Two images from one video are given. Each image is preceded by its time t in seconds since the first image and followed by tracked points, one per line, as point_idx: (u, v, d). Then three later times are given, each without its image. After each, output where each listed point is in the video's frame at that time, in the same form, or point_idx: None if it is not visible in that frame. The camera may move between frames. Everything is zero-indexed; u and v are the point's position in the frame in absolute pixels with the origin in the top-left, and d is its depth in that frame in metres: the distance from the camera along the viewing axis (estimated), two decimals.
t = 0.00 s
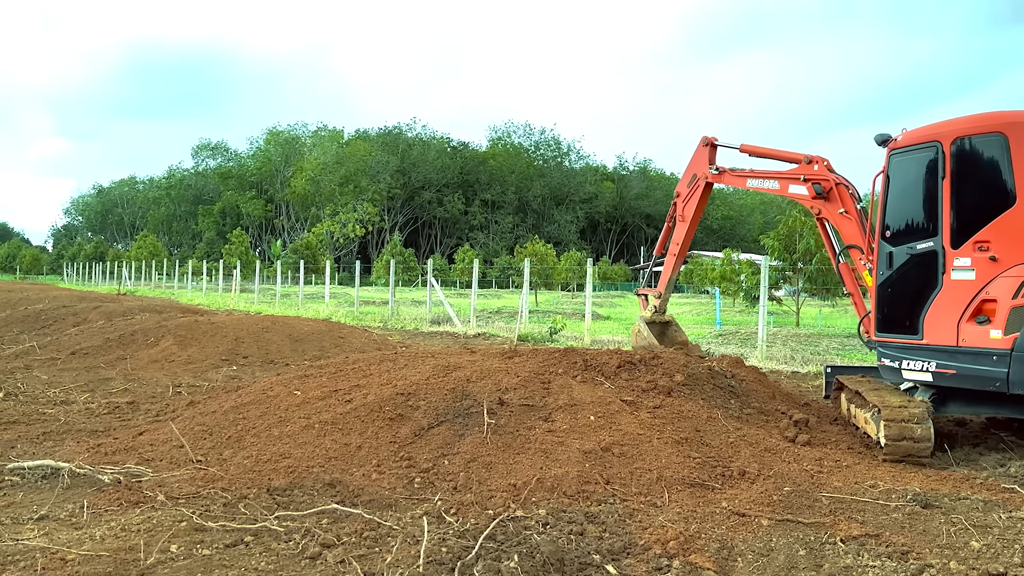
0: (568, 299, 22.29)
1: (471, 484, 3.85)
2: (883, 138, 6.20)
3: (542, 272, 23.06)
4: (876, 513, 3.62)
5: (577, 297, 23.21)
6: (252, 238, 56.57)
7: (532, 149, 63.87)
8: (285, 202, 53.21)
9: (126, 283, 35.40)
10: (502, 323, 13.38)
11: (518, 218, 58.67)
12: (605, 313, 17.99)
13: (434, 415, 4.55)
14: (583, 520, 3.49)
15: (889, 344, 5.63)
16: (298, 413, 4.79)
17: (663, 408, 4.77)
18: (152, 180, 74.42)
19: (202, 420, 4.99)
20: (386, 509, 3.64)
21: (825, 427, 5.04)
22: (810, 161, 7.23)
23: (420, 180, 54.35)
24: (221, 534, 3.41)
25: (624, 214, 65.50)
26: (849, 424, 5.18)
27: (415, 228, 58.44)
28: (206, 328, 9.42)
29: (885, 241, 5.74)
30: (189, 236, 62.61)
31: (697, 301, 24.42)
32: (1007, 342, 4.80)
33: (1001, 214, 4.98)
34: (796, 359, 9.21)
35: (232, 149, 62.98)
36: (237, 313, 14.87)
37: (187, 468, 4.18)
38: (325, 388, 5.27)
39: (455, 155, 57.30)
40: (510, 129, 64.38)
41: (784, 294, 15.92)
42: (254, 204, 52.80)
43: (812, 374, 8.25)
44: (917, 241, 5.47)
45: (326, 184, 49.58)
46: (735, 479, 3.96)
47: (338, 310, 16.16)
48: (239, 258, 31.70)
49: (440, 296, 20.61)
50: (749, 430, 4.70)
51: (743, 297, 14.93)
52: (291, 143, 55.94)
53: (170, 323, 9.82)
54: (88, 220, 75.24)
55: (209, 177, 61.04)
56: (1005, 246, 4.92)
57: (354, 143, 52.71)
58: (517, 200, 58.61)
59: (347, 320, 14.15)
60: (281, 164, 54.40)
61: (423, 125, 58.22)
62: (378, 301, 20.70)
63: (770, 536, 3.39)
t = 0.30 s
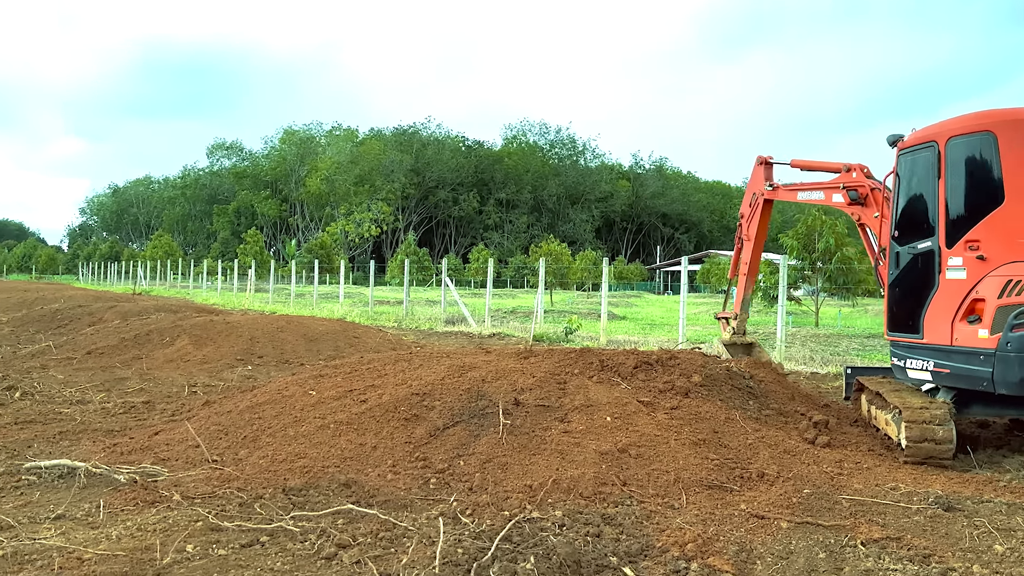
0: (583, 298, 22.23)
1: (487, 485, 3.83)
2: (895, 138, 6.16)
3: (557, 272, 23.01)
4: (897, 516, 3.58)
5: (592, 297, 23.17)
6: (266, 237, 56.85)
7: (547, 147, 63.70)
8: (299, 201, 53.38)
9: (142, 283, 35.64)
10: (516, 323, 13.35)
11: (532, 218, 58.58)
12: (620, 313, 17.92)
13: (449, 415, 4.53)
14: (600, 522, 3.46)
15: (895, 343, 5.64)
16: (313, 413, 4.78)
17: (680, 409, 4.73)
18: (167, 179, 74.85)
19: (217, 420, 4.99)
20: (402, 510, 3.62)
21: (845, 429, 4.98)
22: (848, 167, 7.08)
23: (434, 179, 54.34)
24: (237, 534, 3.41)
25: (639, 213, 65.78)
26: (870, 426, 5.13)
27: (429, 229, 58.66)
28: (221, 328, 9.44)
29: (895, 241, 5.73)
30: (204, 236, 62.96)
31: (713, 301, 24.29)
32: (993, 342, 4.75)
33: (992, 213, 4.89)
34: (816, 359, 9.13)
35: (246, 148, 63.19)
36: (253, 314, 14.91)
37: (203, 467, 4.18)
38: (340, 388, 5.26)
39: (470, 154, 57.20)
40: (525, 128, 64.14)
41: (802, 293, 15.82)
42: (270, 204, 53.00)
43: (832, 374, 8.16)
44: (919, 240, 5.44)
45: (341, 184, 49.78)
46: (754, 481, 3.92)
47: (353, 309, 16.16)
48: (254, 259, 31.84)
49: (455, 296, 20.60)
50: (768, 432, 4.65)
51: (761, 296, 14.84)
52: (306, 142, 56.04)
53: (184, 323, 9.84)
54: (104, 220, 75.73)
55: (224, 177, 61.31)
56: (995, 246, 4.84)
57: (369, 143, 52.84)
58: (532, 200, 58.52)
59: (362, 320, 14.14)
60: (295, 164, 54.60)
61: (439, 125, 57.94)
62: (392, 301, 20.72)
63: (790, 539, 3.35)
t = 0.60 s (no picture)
0: (598, 299, 22.18)
1: (502, 486, 3.81)
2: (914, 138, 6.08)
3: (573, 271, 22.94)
4: (918, 519, 3.53)
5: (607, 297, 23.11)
6: (281, 237, 57.11)
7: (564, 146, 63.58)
8: (314, 201, 53.58)
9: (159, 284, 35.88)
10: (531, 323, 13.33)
11: (548, 217, 58.50)
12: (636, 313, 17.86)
13: (464, 416, 4.51)
14: (616, 524, 3.43)
15: (910, 342, 5.64)
16: (328, 414, 4.77)
17: (698, 410, 4.69)
18: (182, 180, 75.35)
19: (232, 420, 4.99)
20: (417, 511, 3.61)
21: (865, 431, 4.92)
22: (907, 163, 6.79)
23: (449, 178, 54.41)
24: (253, 535, 3.40)
25: (655, 212, 65.95)
26: (891, 427, 5.08)
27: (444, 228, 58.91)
28: (235, 328, 9.45)
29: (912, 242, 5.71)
30: (219, 236, 63.31)
31: (730, 301, 24.12)
32: (980, 341, 4.73)
33: (986, 213, 4.83)
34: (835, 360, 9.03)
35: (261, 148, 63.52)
36: (270, 313, 14.96)
37: (218, 467, 4.18)
38: (355, 388, 5.25)
39: (485, 153, 57.23)
40: (541, 127, 64.01)
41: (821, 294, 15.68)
42: (285, 203, 53.26)
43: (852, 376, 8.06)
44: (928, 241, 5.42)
45: (357, 183, 49.95)
46: (773, 483, 3.87)
47: (368, 309, 16.15)
48: (269, 259, 31.97)
49: (469, 296, 20.60)
50: (787, 433, 4.60)
51: (780, 295, 14.73)
52: (323, 142, 56.32)
53: (200, 323, 9.87)
54: (118, 220, 76.18)
55: (239, 177, 61.64)
56: (987, 246, 4.79)
57: (383, 143, 52.96)
58: (547, 199, 58.38)
59: (377, 320, 14.16)
60: (309, 164, 54.72)
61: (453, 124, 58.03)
62: (406, 301, 20.73)
63: (810, 542, 3.31)
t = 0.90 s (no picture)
0: (615, 298, 22.14)
1: (518, 487, 3.79)
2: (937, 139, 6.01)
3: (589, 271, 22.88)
4: (940, 522, 3.49)
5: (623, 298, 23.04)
6: (296, 237, 57.30)
7: (580, 145, 63.43)
8: (330, 201, 53.73)
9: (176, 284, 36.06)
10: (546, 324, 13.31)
11: (564, 216, 58.38)
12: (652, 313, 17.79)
13: (480, 417, 4.49)
14: (634, 526, 3.40)
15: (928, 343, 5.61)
16: (344, 414, 4.76)
17: (716, 411, 4.65)
18: (197, 180, 75.76)
19: (248, 421, 4.98)
20: (433, 512, 3.58)
21: (886, 433, 4.86)
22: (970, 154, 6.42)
23: (463, 178, 54.48)
24: (268, 535, 3.39)
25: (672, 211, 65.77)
26: (912, 429, 5.02)
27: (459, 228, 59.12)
28: (251, 328, 9.46)
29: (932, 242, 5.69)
30: (234, 236, 63.61)
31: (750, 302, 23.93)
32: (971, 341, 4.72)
33: (982, 214, 4.81)
34: (856, 361, 8.90)
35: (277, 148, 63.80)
36: (288, 314, 15.00)
37: (234, 468, 4.17)
38: (370, 389, 5.23)
39: (500, 152, 57.23)
40: (558, 126, 63.84)
41: (841, 294, 15.51)
42: (301, 204, 53.46)
43: (873, 377, 7.94)
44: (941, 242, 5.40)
45: (372, 183, 50.09)
46: (793, 485, 3.83)
47: (383, 309, 16.17)
48: (284, 259, 32.07)
49: (485, 296, 20.60)
50: (807, 436, 4.55)
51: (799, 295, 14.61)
52: (339, 142, 56.51)
53: (216, 323, 9.89)
54: (134, 220, 76.70)
55: (255, 177, 61.94)
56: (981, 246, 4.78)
57: (398, 143, 53.06)
58: (564, 198, 58.18)
59: (391, 320, 14.18)
60: (325, 163, 54.93)
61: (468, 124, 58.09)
62: (421, 301, 20.75)
63: (830, 545, 3.27)
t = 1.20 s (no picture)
0: (631, 299, 22.11)
1: (535, 489, 3.76)
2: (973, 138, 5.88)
3: (606, 271, 22.81)
4: (963, 526, 3.44)
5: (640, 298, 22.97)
6: (312, 237, 57.46)
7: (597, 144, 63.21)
8: (345, 200, 53.84)
9: (194, 284, 36.24)
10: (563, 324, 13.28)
11: (579, 216, 58.22)
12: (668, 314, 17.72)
13: (496, 418, 4.47)
14: (652, 529, 3.37)
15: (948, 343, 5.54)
16: (360, 415, 4.76)
17: (735, 413, 4.61)
18: (213, 180, 76.17)
19: (264, 421, 4.99)
20: (449, 513, 3.57)
21: (908, 436, 4.79)
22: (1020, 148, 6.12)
23: (479, 177, 54.52)
24: (285, 536, 3.38)
25: (689, 211, 65.56)
26: (935, 432, 4.96)
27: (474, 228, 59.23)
28: (267, 328, 9.48)
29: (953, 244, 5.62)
30: (249, 235, 63.88)
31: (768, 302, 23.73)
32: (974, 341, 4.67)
33: (990, 214, 4.79)
34: (877, 361, 8.78)
35: (292, 148, 64.06)
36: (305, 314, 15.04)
37: (250, 468, 4.17)
38: (386, 389, 5.22)
39: (515, 152, 57.22)
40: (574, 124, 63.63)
41: (862, 294, 15.36)
42: (316, 204, 53.63)
43: (894, 378, 7.83)
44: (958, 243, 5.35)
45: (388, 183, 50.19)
46: (813, 488, 3.80)
47: (398, 310, 16.21)
48: (300, 259, 32.16)
49: (500, 296, 20.61)
50: (827, 438, 4.51)
51: (819, 296, 14.48)
52: (355, 141, 56.67)
53: (232, 323, 9.90)
54: (150, 220, 77.27)
55: (270, 176, 62.17)
56: (988, 247, 4.75)
57: (414, 142, 53.15)
58: (580, 198, 57.99)
59: (407, 320, 14.22)
60: (341, 163, 55.11)
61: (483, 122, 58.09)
62: (437, 302, 20.77)
63: (851, 549, 3.23)
